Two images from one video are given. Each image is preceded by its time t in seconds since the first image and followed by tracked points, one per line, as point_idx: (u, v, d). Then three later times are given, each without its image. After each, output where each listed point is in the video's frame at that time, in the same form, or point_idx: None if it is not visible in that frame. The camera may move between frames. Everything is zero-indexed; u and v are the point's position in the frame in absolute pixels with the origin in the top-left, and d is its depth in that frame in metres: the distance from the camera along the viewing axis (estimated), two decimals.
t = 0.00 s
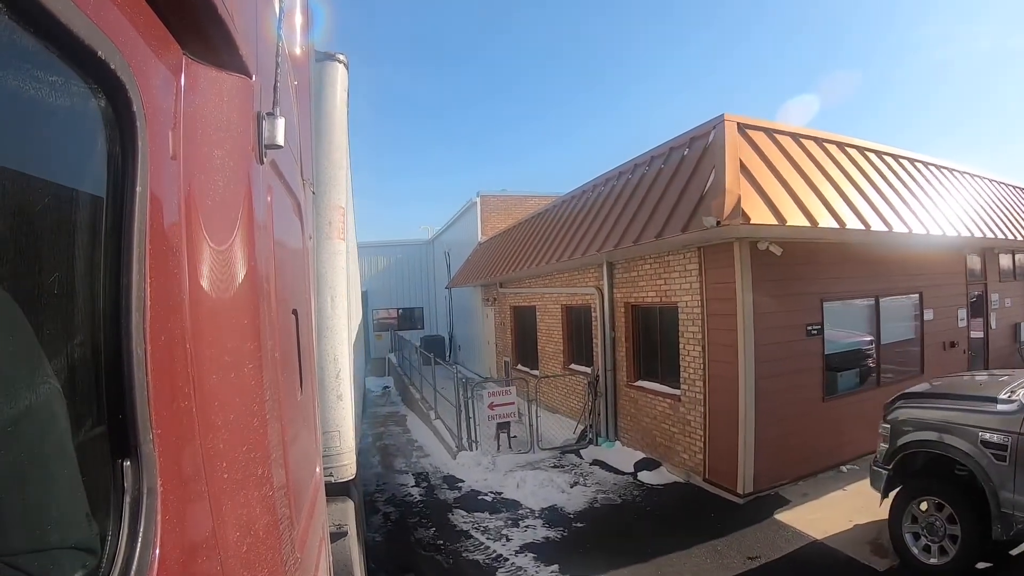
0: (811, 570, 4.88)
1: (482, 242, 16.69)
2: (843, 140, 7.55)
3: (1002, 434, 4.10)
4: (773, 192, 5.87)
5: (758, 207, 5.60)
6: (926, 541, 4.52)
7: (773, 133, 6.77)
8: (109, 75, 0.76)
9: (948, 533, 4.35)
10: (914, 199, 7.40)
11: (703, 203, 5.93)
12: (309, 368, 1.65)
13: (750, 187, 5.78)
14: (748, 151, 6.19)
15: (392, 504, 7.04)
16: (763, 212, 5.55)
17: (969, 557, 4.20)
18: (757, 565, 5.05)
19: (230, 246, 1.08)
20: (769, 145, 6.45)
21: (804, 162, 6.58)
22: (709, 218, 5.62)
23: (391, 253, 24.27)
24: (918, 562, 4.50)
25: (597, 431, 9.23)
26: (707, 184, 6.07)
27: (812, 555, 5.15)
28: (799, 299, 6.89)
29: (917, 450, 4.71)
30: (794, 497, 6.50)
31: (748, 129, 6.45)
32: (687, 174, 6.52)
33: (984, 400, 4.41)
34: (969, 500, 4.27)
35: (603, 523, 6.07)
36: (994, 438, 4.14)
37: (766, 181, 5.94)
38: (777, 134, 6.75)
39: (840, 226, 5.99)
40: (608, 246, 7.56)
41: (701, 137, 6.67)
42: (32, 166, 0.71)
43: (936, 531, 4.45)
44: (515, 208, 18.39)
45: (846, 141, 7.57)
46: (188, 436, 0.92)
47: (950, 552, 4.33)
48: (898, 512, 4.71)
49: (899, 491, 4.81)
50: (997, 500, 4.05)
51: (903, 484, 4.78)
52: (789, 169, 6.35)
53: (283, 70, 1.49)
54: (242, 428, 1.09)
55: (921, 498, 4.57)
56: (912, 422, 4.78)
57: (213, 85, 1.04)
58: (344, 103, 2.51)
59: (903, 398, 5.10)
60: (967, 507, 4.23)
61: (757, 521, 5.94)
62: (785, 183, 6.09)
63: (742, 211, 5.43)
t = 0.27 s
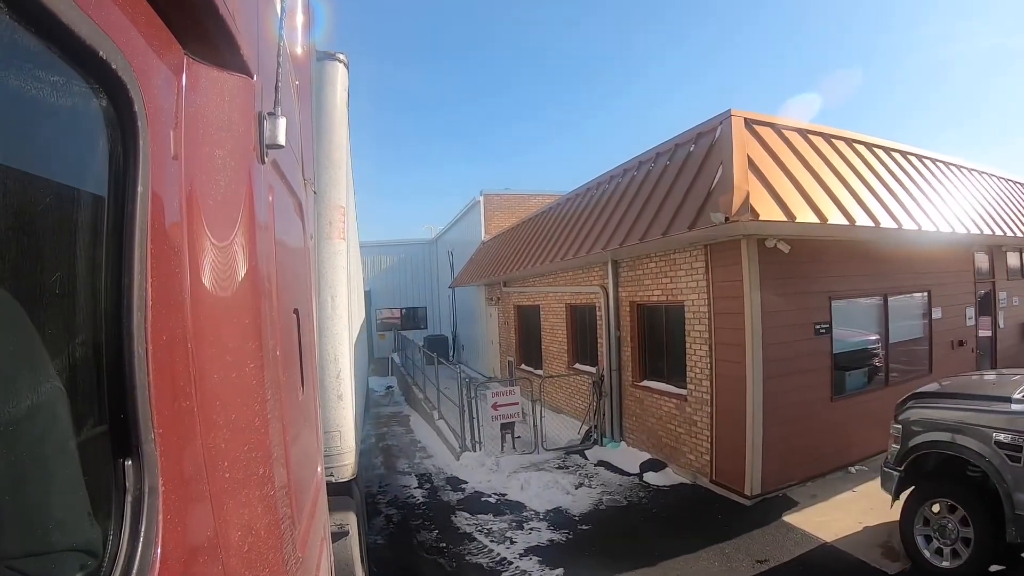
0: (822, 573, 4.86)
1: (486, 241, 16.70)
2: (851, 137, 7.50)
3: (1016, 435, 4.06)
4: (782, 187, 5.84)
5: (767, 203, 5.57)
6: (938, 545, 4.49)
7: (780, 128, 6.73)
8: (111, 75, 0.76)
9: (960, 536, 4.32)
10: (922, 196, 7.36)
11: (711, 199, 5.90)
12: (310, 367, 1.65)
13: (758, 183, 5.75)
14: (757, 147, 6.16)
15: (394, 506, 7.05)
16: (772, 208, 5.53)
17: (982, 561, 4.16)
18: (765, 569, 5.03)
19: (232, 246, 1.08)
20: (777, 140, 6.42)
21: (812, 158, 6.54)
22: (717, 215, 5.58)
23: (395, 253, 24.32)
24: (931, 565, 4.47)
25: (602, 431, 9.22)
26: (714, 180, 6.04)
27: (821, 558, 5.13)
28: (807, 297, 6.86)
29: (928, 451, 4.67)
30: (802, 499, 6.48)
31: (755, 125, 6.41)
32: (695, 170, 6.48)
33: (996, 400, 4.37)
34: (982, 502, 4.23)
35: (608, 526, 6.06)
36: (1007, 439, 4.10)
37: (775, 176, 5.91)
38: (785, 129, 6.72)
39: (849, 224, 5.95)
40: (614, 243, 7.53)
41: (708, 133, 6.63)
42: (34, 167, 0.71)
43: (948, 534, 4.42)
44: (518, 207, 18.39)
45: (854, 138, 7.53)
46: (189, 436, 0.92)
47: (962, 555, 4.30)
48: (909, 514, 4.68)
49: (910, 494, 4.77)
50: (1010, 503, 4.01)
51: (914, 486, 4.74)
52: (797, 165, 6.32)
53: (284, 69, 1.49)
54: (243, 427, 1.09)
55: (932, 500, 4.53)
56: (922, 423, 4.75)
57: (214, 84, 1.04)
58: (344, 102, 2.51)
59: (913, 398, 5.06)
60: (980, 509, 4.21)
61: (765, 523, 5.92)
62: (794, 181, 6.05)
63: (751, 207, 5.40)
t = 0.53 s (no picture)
0: None
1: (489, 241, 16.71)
2: (858, 135, 7.47)
3: None
4: (791, 186, 5.81)
5: (775, 202, 5.54)
6: (949, 550, 4.44)
7: (787, 126, 6.70)
8: (112, 76, 0.76)
9: (971, 541, 4.26)
10: (929, 195, 7.32)
11: (719, 198, 5.89)
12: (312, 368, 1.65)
13: (767, 181, 5.73)
14: (765, 146, 6.13)
15: (397, 509, 7.05)
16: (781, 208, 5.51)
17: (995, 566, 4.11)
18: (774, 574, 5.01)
19: (233, 246, 1.08)
20: (784, 139, 6.39)
21: (820, 156, 6.51)
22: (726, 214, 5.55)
23: (397, 253, 24.35)
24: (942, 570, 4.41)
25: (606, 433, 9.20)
26: (722, 179, 6.02)
27: (830, 563, 5.11)
28: (814, 299, 6.84)
29: (939, 454, 4.63)
30: (810, 502, 6.46)
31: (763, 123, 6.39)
32: (702, 168, 6.46)
33: (1008, 403, 4.34)
34: (994, 505, 4.19)
35: (613, 529, 6.05)
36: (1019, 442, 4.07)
37: (783, 175, 5.89)
38: (792, 128, 6.69)
39: (858, 222, 5.93)
40: (619, 243, 7.52)
41: (715, 132, 6.61)
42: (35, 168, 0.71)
43: (960, 539, 4.36)
44: (521, 207, 18.39)
45: (861, 136, 7.49)
46: (191, 437, 0.92)
47: (974, 560, 4.24)
48: (920, 518, 4.63)
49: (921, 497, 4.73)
50: None
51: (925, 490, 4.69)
52: (805, 163, 6.29)
53: (285, 70, 1.49)
54: (245, 428, 1.09)
55: (944, 504, 4.49)
56: (933, 425, 4.72)
57: (215, 84, 1.04)
58: (345, 102, 2.51)
59: (924, 401, 5.02)
60: (992, 513, 4.16)
61: (773, 527, 5.90)
62: (803, 180, 6.03)
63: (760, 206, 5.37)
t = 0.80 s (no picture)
0: None
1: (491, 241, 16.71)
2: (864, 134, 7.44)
3: None
4: (799, 184, 5.80)
5: (784, 200, 5.53)
6: (960, 554, 4.40)
7: (794, 124, 6.68)
8: (112, 77, 0.76)
9: (983, 545, 4.22)
10: (936, 194, 7.29)
11: (727, 195, 5.87)
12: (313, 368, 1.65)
13: (775, 179, 5.71)
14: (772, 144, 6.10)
15: (398, 512, 7.05)
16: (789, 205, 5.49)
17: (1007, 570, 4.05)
18: None
19: (234, 246, 1.08)
20: (791, 137, 6.37)
21: (827, 154, 6.50)
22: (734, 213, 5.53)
23: (399, 253, 24.36)
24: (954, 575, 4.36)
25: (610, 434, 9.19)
26: (729, 177, 6.00)
27: (838, 567, 5.09)
28: (820, 300, 6.82)
29: (950, 457, 4.61)
30: (817, 506, 6.45)
31: (769, 121, 6.37)
32: (708, 166, 6.44)
33: (1017, 405, 4.33)
34: (1005, 509, 4.15)
35: (617, 533, 6.04)
36: None
37: (791, 172, 5.87)
38: (798, 126, 6.67)
39: (867, 220, 5.91)
40: (624, 242, 7.49)
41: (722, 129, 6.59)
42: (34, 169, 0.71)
43: (971, 543, 4.32)
44: (524, 207, 18.38)
45: (867, 135, 7.46)
46: (192, 437, 0.92)
47: (985, 564, 4.19)
48: (932, 523, 4.60)
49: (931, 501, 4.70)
50: None
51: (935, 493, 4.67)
52: (812, 161, 6.28)
53: (285, 70, 1.48)
54: (246, 428, 1.09)
55: (955, 507, 4.46)
56: (943, 428, 4.70)
57: (216, 85, 1.05)
58: (345, 101, 2.52)
59: (933, 404, 5.01)
60: (1004, 517, 4.13)
61: (781, 531, 5.89)
62: (811, 177, 6.01)
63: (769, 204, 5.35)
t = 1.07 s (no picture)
0: None
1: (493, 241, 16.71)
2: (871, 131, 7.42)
3: None
4: (807, 181, 5.79)
5: (792, 197, 5.51)
6: (971, 558, 4.36)
7: (801, 121, 6.66)
8: (113, 76, 0.76)
9: (995, 549, 4.18)
10: (943, 192, 7.26)
11: (734, 192, 5.86)
12: (313, 368, 1.65)
13: (783, 175, 5.69)
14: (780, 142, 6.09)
15: (399, 514, 7.05)
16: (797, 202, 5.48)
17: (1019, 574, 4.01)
18: None
19: (234, 246, 1.08)
20: (798, 134, 6.35)
21: (833, 151, 6.48)
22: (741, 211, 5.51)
23: (399, 252, 24.36)
24: None
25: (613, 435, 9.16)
26: (736, 175, 5.98)
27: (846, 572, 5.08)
28: (827, 300, 6.81)
29: (960, 460, 4.60)
30: (823, 508, 6.44)
31: (775, 117, 6.36)
32: (714, 164, 6.43)
33: None
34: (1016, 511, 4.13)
35: (621, 537, 6.04)
36: None
37: (799, 169, 5.86)
38: (805, 123, 6.65)
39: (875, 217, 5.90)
40: (629, 241, 7.47)
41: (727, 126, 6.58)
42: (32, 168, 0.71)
43: (982, 547, 4.28)
44: (526, 206, 18.37)
45: (873, 132, 7.43)
46: (192, 436, 0.92)
47: (997, 568, 4.15)
48: (943, 526, 4.58)
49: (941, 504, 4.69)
50: None
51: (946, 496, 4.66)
52: (819, 157, 6.26)
53: (286, 69, 1.49)
54: (246, 428, 1.09)
55: (966, 510, 4.44)
56: (953, 431, 4.69)
57: (216, 85, 1.05)
58: (346, 100, 2.52)
59: (943, 407, 4.99)
60: (1016, 519, 4.10)
61: (788, 534, 5.88)
62: (820, 175, 5.99)
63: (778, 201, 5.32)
